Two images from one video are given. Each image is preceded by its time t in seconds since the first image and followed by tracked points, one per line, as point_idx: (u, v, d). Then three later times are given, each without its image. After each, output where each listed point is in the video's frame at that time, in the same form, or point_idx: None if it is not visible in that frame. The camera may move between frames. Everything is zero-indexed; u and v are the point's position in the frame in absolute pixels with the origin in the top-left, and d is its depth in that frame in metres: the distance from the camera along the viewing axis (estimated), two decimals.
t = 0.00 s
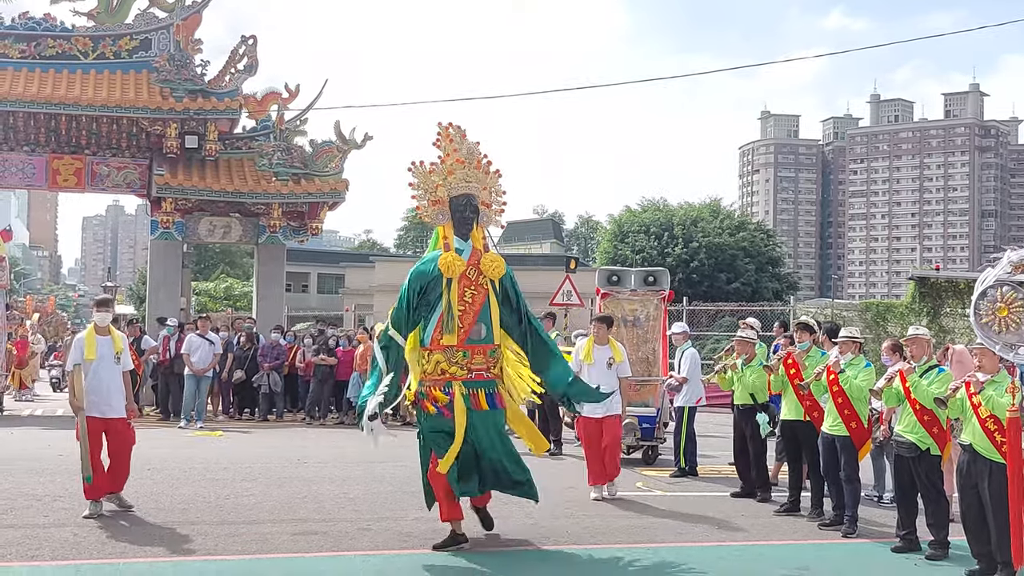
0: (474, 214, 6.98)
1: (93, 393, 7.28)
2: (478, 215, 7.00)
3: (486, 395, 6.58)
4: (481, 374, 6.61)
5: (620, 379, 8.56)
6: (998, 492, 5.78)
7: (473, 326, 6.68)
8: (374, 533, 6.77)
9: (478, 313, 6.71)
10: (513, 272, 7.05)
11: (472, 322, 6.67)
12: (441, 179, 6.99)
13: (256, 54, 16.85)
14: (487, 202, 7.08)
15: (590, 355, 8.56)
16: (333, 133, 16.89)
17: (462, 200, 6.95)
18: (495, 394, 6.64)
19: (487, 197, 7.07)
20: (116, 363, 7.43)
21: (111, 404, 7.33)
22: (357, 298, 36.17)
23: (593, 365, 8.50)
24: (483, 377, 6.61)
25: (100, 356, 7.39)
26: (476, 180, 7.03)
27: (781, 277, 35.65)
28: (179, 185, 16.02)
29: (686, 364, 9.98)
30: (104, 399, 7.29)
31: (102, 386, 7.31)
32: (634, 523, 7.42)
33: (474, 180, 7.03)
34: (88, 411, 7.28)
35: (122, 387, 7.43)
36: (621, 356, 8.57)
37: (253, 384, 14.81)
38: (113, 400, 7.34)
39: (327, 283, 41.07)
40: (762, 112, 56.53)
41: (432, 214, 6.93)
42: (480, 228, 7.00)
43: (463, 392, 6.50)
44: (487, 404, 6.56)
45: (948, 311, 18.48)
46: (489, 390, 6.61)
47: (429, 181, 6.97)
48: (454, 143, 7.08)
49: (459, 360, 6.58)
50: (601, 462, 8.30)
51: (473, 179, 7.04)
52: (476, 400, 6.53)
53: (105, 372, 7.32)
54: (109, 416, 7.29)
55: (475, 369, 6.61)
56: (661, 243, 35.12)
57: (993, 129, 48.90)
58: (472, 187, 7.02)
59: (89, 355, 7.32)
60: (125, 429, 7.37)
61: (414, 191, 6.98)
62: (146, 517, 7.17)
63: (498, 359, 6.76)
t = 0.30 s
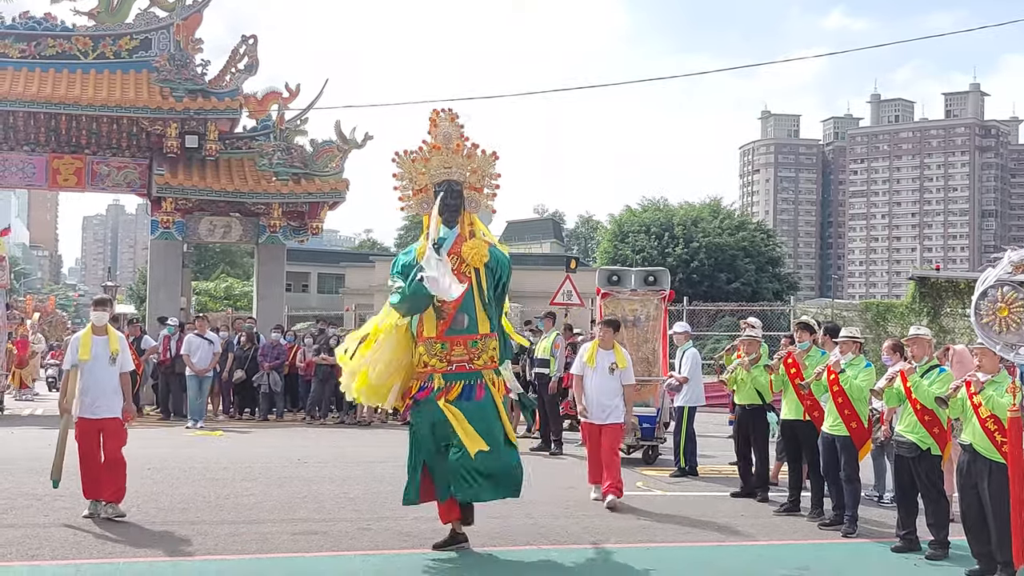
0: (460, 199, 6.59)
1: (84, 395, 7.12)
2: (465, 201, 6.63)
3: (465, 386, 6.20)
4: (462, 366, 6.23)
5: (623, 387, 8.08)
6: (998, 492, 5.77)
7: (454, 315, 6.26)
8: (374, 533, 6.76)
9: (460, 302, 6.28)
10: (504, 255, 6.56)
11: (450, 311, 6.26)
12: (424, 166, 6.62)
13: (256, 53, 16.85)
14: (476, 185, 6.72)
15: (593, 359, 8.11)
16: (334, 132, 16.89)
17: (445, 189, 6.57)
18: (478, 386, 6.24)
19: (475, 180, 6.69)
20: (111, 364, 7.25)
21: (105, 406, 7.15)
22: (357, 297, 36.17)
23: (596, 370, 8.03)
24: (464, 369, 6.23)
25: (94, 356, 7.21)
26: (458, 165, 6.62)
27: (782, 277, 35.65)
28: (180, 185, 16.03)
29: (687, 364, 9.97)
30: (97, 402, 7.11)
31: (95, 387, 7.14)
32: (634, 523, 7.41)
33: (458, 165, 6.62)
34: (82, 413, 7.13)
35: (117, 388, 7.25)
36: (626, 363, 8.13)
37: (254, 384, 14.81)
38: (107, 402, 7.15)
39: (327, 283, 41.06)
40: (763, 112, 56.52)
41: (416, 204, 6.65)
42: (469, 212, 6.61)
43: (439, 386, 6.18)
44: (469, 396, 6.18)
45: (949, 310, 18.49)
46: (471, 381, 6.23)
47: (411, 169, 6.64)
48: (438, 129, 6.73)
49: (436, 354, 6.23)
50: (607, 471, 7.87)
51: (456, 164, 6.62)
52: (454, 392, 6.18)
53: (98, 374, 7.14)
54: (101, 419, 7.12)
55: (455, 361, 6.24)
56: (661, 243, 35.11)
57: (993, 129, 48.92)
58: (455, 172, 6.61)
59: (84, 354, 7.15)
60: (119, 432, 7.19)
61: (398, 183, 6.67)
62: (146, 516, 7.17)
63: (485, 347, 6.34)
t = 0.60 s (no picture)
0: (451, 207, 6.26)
1: (82, 395, 7.02)
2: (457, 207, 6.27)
3: (449, 401, 6.03)
4: (445, 379, 6.06)
5: (629, 385, 7.96)
6: (999, 491, 5.78)
7: (439, 327, 6.09)
8: (375, 532, 6.77)
9: (444, 314, 6.08)
10: (497, 263, 6.25)
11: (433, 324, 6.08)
12: (416, 172, 6.32)
13: (257, 52, 16.86)
14: (471, 190, 6.33)
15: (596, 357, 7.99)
16: (335, 131, 16.89)
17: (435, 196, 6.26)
18: (462, 401, 6.04)
19: (468, 185, 6.31)
20: (111, 365, 7.15)
21: (103, 408, 7.04)
22: (358, 296, 36.19)
23: (601, 368, 7.91)
24: (447, 382, 6.06)
25: (94, 357, 7.13)
26: (449, 169, 6.28)
27: (783, 276, 35.62)
28: (181, 183, 16.03)
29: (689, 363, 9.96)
30: (94, 403, 7.01)
31: (92, 388, 7.04)
32: (634, 522, 7.42)
33: (447, 170, 6.27)
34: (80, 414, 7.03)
35: (117, 390, 7.13)
36: (631, 361, 7.99)
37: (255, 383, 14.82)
38: (104, 403, 7.03)
39: (328, 282, 41.07)
40: (764, 111, 56.51)
41: (410, 212, 6.31)
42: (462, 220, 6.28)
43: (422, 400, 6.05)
44: (449, 412, 5.99)
45: (950, 310, 18.47)
46: (454, 396, 6.04)
47: (405, 175, 6.34)
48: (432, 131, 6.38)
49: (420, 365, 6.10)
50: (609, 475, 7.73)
51: (448, 168, 6.29)
52: (437, 408, 6.01)
53: (96, 374, 7.04)
54: (98, 420, 6.99)
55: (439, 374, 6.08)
56: (663, 242, 35.09)
57: (994, 129, 48.88)
58: (447, 177, 6.27)
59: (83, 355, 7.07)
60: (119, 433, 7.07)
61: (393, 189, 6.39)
62: (148, 515, 7.19)
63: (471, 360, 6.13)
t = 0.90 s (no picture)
0: (449, 212, 6.17)
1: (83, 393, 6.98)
2: (456, 213, 6.18)
3: (430, 410, 5.73)
4: (427, 387, 5.77)
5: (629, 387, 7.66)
6: (999, 490, 5.77)
7: (425, 333, 5.86)
8: (375, 531, 6.77)
9: (432, 319, 5.86)
10: (493, 271, 6.01)
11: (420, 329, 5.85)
12: (416, 177, 6.26)
13: (256, 51, 16.86)
14: (470, 197, 6.22)
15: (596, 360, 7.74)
16: (334, 130, 16.87)
17: (431, 199, 6.16)
18: (442, 410, 5.72)
19: (468, 192, 6.21)
20: (114, 364, 7.13)
21: (105, 407, 7.01)
22: (358, 295, 36.20)
23: (601, 371, 7.64)
24: (430, 391, 5.77)
25: (97, 356, 7.11)
26: (447, 174, 6.19)
27: (782, 274, 35.60)
28: (181, 182, 16.03)
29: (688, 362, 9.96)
30: (94, 401, 6.98)
31: (94, 386, 7.01)
32: (634, 521, 7.42)
33: (445, 174, 6.18)
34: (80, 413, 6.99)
35: (120, 389, 7.11)
36: (632, 363, 7.70)
37: (254, 381, 14.83)
38: (105, 402, 7.01)
39: (328, 280, 41.06)
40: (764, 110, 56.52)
41: (410, 216, 6.30)
42: (457, 227, 6.17)
43: (403, 407, 5.78)
44: (426, 420, 5.69)
45: (949, 309, 18.48)
46: (435, 404, 5.73)
47: (406, 180, 6.30)
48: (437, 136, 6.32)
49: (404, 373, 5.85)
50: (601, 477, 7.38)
51: (446, 174, 6.19)
52: (415, 416, 5.72)
53: (97, 373, 7.02)
54: (98, 419, 6.97)
55: (422, 382, 5.80)
56: (662, 241, 35.09)
57: (994, 127, 48.81)
58: (445, 184, 6.18)
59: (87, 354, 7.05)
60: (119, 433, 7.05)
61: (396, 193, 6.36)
62: (147, 513, 7.19)
63: (458, 369, 5.81)
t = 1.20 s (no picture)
0: (448, 191, 5.94)
1: (81, 394, 6.72)
2: (454, 194, 5.97)
3: (428, 395, 5.55)
4: (424, 371, 5.60)
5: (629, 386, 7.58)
6: (999, 489, 5.79)
7: (423, 316, 5.68)
8: (376, 530, 6.77)
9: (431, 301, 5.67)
10: (494, 255, 5.84)
11: (418, 311, 5.67)
12: (412, 152, 6.01)
13: (257, 50, 16.85)
14: (470, 176, 6.00)
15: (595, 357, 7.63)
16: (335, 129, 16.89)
17: (430, 177, 5.93)
18: (440, 394, 5.56)
19: (467, 171, 5.99)
20: (110, 365, 6.91)
21: (104, 409, 6.74)
22: (359, 294, 36.23)
23: (600, 368, 7.55)
24: (426, 375, 5.59)
25: (91, 358, 6.89)
26: (447, 153, 5.97)
27: (783, 273, 35.58)
28: (181, 181, 16.01)
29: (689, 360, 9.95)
30: (93, 402, 6.70)
31: (93, 387, 6.76)
32: (634, 521, 7.42)
33: (445, 153, 5.96)
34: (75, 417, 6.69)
35: (118, 389, 6.87)
36: (631, 362, 7.63)
37: (255, 380, 14.83)
38: (103, 402, 6.74)
39: (329, 279, 41.05)
40: (765, 108, 56.50)
41: (402, 194, 6.04)
42: (456, 208, 5.96)
43: (398, 391, 5.59)
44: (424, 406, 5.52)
45: (950, 308, 18.47)
46: (433, 389, 5.57)
47: (400, 155, 6.04)
48: (435, 112, 6.09)
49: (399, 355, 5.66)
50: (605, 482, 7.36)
51: (446, 152, 5.97)
52: (411, 401, 5.55)
53: (94, 373, 6.78)
54: (96, 420, 6.69)
55: (419, 366, 5.63)
56: (663, 240, 35.09)
57: (995, 126, 48.42)
58: (444, 162, 5.96)
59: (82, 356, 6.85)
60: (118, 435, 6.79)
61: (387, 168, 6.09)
62: (148, 512, 7.19)
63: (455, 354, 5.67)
